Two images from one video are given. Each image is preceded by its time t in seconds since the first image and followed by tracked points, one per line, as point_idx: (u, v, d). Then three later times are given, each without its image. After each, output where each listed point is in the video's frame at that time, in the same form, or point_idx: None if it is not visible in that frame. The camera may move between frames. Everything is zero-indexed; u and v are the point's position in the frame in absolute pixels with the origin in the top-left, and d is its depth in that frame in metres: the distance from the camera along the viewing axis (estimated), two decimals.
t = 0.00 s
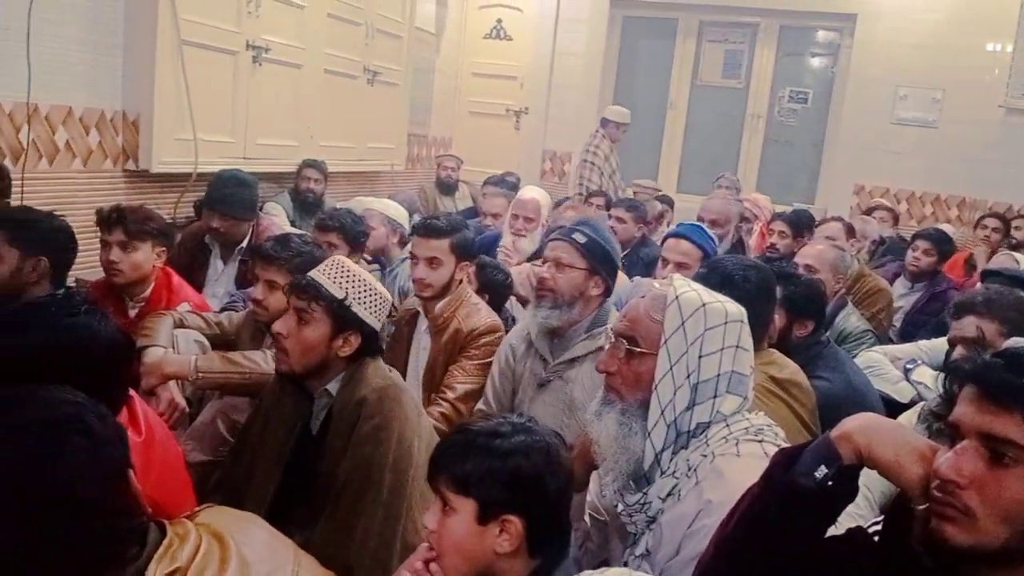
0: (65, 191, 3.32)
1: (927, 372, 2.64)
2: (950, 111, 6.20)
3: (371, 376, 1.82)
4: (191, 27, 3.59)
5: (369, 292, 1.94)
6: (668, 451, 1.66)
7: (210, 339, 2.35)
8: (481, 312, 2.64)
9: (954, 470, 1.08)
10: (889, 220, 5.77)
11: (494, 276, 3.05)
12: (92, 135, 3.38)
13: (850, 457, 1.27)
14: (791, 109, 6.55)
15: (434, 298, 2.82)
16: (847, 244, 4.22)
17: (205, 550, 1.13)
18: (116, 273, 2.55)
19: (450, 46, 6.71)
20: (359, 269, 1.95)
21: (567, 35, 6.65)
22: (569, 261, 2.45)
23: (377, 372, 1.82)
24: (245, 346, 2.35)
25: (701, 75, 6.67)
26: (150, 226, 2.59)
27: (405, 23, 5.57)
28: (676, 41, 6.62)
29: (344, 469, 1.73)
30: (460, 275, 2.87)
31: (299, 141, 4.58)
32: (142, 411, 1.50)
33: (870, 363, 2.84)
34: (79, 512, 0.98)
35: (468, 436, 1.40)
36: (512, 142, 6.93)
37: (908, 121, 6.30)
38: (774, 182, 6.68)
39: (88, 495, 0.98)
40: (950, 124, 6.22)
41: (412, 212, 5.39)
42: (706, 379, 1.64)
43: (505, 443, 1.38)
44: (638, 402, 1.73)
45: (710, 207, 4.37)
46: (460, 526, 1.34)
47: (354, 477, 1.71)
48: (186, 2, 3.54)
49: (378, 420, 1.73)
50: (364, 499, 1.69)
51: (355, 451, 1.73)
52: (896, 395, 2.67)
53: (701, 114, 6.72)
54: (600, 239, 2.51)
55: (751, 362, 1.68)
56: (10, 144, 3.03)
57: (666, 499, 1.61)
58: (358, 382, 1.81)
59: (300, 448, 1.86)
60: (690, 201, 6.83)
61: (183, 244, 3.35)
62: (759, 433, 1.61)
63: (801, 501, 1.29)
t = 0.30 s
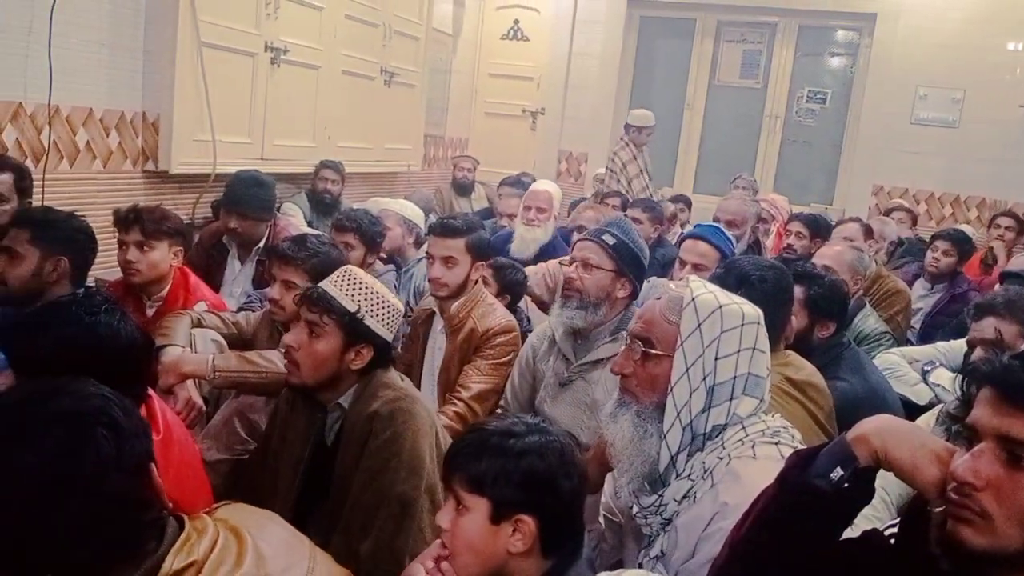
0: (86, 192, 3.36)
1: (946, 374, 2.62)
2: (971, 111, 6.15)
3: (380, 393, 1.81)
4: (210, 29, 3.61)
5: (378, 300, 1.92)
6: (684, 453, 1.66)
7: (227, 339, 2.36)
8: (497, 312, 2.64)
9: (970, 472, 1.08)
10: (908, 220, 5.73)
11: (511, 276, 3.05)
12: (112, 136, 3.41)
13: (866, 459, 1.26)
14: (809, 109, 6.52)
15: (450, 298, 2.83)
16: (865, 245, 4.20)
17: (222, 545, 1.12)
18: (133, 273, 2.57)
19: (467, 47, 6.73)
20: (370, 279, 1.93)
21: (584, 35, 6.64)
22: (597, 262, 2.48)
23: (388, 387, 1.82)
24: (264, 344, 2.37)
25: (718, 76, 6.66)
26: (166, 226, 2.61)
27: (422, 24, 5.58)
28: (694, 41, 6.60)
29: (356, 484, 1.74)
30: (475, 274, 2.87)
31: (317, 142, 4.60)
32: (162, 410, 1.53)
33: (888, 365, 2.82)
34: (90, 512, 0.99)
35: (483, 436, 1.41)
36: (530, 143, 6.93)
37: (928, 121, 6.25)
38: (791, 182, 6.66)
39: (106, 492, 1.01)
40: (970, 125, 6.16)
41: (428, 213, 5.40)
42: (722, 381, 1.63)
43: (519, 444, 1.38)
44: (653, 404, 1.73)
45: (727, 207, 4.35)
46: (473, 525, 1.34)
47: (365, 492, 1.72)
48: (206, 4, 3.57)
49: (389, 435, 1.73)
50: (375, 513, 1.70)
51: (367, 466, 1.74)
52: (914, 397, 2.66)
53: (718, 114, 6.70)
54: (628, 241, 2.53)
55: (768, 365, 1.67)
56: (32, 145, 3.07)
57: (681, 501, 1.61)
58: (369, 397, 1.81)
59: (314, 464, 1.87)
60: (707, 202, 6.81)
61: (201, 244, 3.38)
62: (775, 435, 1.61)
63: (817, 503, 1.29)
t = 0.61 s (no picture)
0: (74, 188, 3.34)
1: (933, 374, 2.63)
2: (959, 112, 6.18)
3: (371, 388, 1.79)
4: (200, 25, 3.60)
5: (365, 294, 1.91)
6: (674, 452, 1.66)
7: (215, 336, 2.35)
8: (486, 310, 2.64)
9: (959, 471, 1.08)
10: (896, 220, 5.75)
11: (501, 275, 3.05)
12: (101, 132, 3.39)
13: (856, 458, 1.27)
14: (798, 109, 6.54)
15: (440, 295, 2.82)
16: (854, 245, 4.21)
17: (204, 531, 1.11)
18: (120, 270, 2.56)
19: (458, 44, 6.72)
20: (358, 275, 1.92)
21: (575, 34, 6.65)
22: (591, 262, 2.46)
23: (381, 383, 1.81)
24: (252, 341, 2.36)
25: (708, 75, 6.67)
26: (153, 222, 2.60)
27: (413, 22, 5.57)
28: (684, 40, 6.61)
29: (347, 480, 1.74)
30: (465, 271, 2.87)
31: (307, 139, 4.59)
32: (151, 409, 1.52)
33: (875, 364, 2.84)
34: (90, 512, 0.95)
35: (473, 433, 1.41)
36: (520, 141, 6.93)
37: (916, 122, 6.28)
38: (781, 182, 6.68)
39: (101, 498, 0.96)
40: (959, 125, 6.19)
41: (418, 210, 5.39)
42: (712, 380, 1.64)
43: (509, 441, 1.38)
44: (643, 403, 1.73)
45: (717, 206, 4.36)
46: (463, 522, 1.34)
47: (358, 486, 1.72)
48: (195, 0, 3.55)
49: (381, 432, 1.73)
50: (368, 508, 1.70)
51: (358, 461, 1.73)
52: (901, 396, 2.67)
53: (708, 113, 6.71)
54: (622, 241, 2.51)
55: (757, 364, 1.67)
56: (19, 141, 3.05)
57: (671, 500, 1.61)
58: (357, 393, 1.80)
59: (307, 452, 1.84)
60: (697, 201, 6.82)
61: (190, 241, 3.37)
62: (765, 434, 1.61)
63: (809, 503, 1.29)
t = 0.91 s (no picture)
0: (63, 186, 3.32)
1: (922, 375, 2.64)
2: (949, 114, 6.20)
3: (366, 392, 1.81)
4: (190, 23, 3.58)
5: (361, 301, 1.92)
6: (665, 453, 1.66)
7: (204, 335, 2.34)
8: (477, 310, 2.64)
9: (949, 473, 1.08)
10: (885, 222, 5.78)
11: (489, 276, 3.04)
12: (90, 129, 3.37)
13: (846, 460, 1.27)
14: (789, 111, 6.56)
15: (430, 296, 2.82)
16: (843, 247, 4.23)
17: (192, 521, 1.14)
18: (109, 268, 2.54)
19: (450, 44, 6.72)
20: (353, 281, 1.94)
21: (567, 35, 6.64)
22: (579, 264, 2.46)
23: (375, 388, 1.83)
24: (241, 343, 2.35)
25: (700, 76, 6.68)
26: (144, 220, 2.58)
27: (405, 21, 5.56)
28: (675, 40, 6.62)
29: (332, 480, 1.72)
30: (454, 271, 2.86)
31: (297, 138, 4.57)
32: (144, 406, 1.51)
33: (864, 366, 2.85)
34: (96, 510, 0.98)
35: (465, 432, 1.40)
36: (511, 141, 6.93)
37: (906, 125, 6.30)
38: (771, 183, 6.70)
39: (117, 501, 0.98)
40: (948, 128, 6.22)
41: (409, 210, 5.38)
42: (703, 381, 1.64)
43: (501, 441, 1.38)
44: (635, 404, 1.73)
45: (708, 208, 4.37)
46: (453, 520, 1.34)
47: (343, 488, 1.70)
48: None
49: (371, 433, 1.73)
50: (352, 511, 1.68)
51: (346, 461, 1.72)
52: (890, 397, 2.67)
53: (699, 114, 6.72)
54: (609, 242, 2.51)
55: (747, 365, 1.68)
56: (7, 138, 3.03)
57: (662, 501, 1.61)
58: (352, 397, 1.82)
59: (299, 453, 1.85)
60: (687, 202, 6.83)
61: (179, 241, 3.36)
62: (755, 435, 1.61)
63: (800, 507, 1.29)
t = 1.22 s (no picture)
0: (58, 185, 3.31)
1: (917, 375, 2.64)
2: (944, 115, 6.21)
3: (389, 406, 1.81)
4: (185, 22, 3.57)
5: (391, 321, 1.87)
6: (660, 453, 1.66)
7: (199, 335, 2.33)
8: (472, 309, 2.64)
9: (944, 474, 1.09)
10: (880, 223, 5.78)
11: (481, 275, 3.05)
12: (84, 128, 3.36)
13: (840, 460, 1.27)
14: (784, 112, 6.57)
15: (424, 294, 2.84)
16: (838, 247, 4.23)
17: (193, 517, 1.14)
18: (104, 267, 2.53)
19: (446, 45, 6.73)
20: (380, 298, 1.88)
21: (563, 35, 6.65)
22: (560, 267, 2.47)
23: (395, 402, 1.83)
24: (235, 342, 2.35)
25: (695, 77, 6.69)
26: (139, 219, 2.57)
27: (400, 21, 5.55)
28: (671, 40, 6.63)
29: (341, 485, 1.73)
30: (449, 270, 2.87)
31: (293, 138, 4.57)
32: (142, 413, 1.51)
33: (859, 366, 2.85)
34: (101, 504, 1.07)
35: (461, 431, 1.40)
36: (507, 141, 6.93)
37: (901, 125, 6.30)
38: (766, 184, 6.71)
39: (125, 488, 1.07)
40: (943, 129, 6.23)
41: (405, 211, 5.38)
42: (699, 381, 1.64)
43: (498, 440, 1.38)
44: (630, 404, 1.73)
45: (704, 208, 4.37)
46: (449, 519, 1.34)
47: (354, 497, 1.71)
48: None
49: (391, 447, 1.74)
50: (362, 524, 1.69)
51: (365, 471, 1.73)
52: (885, 398, 2.67)
53: (694, 115, 6.73)
54: (589, 244, 2.53)
55: (744, 364, 1.67)
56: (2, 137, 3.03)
57: (658, 502, 1.62)
58: (373, 410, 1.81)
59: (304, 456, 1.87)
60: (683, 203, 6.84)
61: (175, 240, 3.36)
62: (751, 435, 1.62)
63: (795, 506, 1.29)
